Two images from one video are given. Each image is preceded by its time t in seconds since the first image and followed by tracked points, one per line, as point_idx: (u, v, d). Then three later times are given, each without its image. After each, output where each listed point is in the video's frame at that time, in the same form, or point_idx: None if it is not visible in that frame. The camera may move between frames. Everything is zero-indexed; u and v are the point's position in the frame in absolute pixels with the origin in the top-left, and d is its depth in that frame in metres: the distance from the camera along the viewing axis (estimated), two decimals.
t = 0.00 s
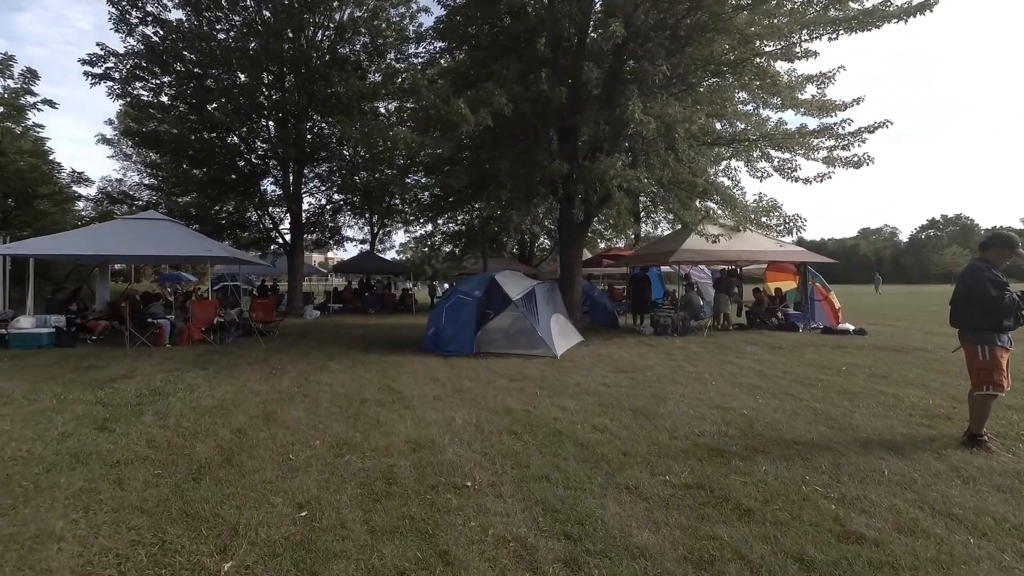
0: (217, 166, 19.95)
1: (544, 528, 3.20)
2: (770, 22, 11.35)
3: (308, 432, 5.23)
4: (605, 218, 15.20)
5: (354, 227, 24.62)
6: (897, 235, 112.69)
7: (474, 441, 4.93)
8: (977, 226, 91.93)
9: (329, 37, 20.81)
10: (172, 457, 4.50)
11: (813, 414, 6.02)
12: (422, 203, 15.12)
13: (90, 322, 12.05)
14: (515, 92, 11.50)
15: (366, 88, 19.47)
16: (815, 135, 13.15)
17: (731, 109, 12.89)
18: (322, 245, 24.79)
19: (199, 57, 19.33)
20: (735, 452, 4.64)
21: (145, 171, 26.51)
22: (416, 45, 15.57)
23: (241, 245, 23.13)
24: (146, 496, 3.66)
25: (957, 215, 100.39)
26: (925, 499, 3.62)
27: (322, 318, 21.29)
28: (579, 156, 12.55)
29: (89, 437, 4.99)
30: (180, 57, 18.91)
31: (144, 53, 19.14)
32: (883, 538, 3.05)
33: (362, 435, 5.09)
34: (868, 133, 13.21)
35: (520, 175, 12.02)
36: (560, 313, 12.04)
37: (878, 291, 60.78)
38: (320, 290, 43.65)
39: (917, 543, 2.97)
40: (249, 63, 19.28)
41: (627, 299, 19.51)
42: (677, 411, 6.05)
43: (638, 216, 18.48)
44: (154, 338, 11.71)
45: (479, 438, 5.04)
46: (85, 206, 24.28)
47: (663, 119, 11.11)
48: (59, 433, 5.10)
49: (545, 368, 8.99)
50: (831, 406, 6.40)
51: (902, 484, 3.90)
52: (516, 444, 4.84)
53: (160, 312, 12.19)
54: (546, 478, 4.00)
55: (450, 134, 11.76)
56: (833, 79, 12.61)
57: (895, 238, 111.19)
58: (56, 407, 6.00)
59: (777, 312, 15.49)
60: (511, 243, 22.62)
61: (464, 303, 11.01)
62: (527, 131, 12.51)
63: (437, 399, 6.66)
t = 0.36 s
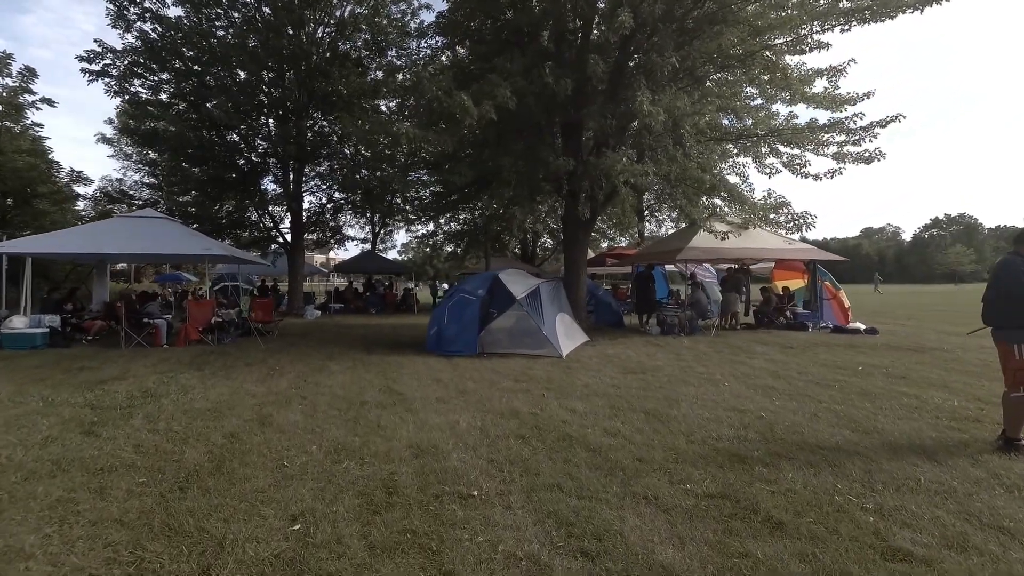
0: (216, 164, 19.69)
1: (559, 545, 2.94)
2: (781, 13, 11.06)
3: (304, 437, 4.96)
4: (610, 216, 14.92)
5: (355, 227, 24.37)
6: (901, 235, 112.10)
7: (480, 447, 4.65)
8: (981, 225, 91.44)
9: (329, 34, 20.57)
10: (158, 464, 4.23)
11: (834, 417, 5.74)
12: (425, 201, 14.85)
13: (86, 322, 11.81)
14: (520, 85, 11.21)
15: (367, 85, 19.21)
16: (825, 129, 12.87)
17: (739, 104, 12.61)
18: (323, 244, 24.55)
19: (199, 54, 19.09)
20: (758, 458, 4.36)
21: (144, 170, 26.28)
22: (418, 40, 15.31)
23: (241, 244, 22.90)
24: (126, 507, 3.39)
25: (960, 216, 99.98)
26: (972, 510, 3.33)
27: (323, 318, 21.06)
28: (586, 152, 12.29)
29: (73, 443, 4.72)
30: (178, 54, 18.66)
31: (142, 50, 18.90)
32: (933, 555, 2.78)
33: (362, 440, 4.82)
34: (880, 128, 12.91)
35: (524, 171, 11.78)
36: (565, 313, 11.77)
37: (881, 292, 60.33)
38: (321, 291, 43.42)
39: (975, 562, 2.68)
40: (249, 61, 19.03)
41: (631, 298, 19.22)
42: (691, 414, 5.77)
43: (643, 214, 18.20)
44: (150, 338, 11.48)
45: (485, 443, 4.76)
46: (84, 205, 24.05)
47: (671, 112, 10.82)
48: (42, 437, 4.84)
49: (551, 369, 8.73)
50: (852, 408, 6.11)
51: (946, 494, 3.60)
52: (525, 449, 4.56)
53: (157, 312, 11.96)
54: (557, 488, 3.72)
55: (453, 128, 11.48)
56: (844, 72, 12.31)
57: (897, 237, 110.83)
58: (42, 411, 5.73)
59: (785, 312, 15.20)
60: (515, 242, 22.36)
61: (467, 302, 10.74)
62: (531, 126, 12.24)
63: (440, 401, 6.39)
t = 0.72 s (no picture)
0: (214, 163, 19.39)
1: None
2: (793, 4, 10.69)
3: (294, 449, 4.64)
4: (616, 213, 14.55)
5: (356, 226, 24.04)
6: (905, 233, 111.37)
7: (482, 460, 4.33)
8: (986, 223, 90.72)
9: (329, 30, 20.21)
10: (133, 481, 3.91)
11: (858, 426, 5.38)
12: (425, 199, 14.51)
13: (78, 324, 11.49)
14: (523, 79, 10.86)
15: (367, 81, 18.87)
16: (837, 124, 12.48)
17: (748, 99, 12.23)
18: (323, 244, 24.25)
19: (196, 52, 18.79)
20: (783, 474, 4.03)
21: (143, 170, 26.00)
22: (418, 34, 14.96)
23: (240, 245, 22.62)
24: (90, 536, 3.07)
25: (965, 214, 99.28)
26: None
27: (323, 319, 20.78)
28: (591, 148, 11.93)
29: (44, 457, 4.40)
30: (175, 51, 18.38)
31: (139, 47, 18.61)
32: None
33: (355, 453, 4.50)
34: (894, 123, 12.52)
35: (527, 168, 11.45)
36: (570, 313, 11.43)
37: (886, 290, 59.78)
38: (322, 291, 43.14)
39: None
40: (248, 57, 18.72)
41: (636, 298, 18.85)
42: (706, 423, 5.42)
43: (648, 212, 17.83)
44: (143, 341, 11.17)
45: (487, 456, 4.43)
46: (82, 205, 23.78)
47: (680, 106, 10.48)
48: (13, 450, 4.53)
49: (556, 373, 8.40)
50: (876, 416, 5.77)
51: (994, 517, 3.27)
52: (529, 464, 4.23)
53: (150, 314, 11.65)
54: (565, 511, 3.39)
55: (454, 124, 11.15)
56: (857, 65, 11.93)
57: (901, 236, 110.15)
58: (18, 420, 5.41)
59: (795, 312, 14.84)
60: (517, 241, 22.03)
61: (469, 303, 10.41)
62: (534, 122, 11.90)
63: (440, 408, 6.06)
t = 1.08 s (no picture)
0: (210, 161, 19.09)
1: None
2: None
3: (280, 456, 4.38)
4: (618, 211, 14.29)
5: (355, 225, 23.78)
6: (907, 232, 111.13)
7: (480, 467, 4.07)
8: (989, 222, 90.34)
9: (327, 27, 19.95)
10: (104, 491, 3.66)
11: (875, 430, 5.13)
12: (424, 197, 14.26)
13: (69, 324, 11.32)
14: (522, 72, 10.60)
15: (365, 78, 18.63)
16: (844, 118, 12.20)
17: (754, 92, 11.96)
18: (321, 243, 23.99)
19: (192, 48, 18.50)
20: (801, 483, 3.77)
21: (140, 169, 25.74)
22: (416, 28, 14.68)
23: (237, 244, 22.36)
24: (50, 554, 2.82)
25: (967, 213, 98.95)
26: None
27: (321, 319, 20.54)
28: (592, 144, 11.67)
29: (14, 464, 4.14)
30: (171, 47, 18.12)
31: (134, 43, 18.37)
32: None
33: (344, 460, 4.24)
34: (902, 117, 12.25)
35: (527, 164, 11.19)
36: (571, 312, 11.17)
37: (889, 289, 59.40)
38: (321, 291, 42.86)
39: None
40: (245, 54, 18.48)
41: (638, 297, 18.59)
42: (716, 427, 5.16)
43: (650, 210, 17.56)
44: (134, 341, 10.92)
45: (484, 463, 4.17)
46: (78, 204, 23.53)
47: (684, 99, 10.21)
48: None
49: (557, 373, 8.14)
50: (893, 419, 5.50)
51: None
52: (529, 471, 3.98)
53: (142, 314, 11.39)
54: (569, 524, 3.13)
55: (452, 119, 10.88)
56: (865, 58, 11.67)
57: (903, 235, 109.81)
58: None
59: (800, 311, 14.57)
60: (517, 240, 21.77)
61: (468, 302, 10.14)
62: (534, 116, 11.64)
63: (436, 411, 5.80)
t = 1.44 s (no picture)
0: (209, 159, 18.61)
1: None
2: None
3: (273, 473, 4.05)
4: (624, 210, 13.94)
5: (356, 224, 23.46)
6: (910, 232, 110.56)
7: (490, 487, 3.74)
8: (992, 222, 89.92)
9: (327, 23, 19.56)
10: (76, 515, 3.32)
11: (910, 444, 4.79)
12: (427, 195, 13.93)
13: (61, 325, 11.03)
14: (529, 66, 10.25)
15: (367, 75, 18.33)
16: (859, 115, 11.83)
17: (765, 89, 11.63)
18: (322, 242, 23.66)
19: (190, 44, 18.08)
20: (841, 506, 3.45)
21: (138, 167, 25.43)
22: (418, 23, 14.35)
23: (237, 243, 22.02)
24: None
25: (970, 214, 98.54)
26: None
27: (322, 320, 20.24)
28: (600, 141, 11.35)
29: None
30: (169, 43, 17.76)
31: (132, 39, 18.04)
32: None
33: (341, 477, 3.92)
34: (918, 113, 11.88)
35: (533, 162, 10.87)
36: (577, 314, 10.85)
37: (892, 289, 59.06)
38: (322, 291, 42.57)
39: None
40: (244, 50, 18.19)
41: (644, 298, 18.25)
42: (740, 439, 4.83)
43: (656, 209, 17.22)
44: (127, 344, 10.62)
45: (493, 482, 3.84)
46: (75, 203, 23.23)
47: (695, 94, 9.87)
48: None
49: (565, 378, 7.83)
50: (927, 430, 5.18)
51: None
52: (543, 492, 3.65)
53: (136, 315, 11.09)
54: (592, 558, 2.80)
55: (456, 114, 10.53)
56: (881, 53, 11.31)
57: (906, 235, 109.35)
58: None
59: (811, 313, 14.19)
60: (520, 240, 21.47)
61: (471, 303, 9.81)
62: (540, 112, 11.31)
63: (440, 421, 5.47)
